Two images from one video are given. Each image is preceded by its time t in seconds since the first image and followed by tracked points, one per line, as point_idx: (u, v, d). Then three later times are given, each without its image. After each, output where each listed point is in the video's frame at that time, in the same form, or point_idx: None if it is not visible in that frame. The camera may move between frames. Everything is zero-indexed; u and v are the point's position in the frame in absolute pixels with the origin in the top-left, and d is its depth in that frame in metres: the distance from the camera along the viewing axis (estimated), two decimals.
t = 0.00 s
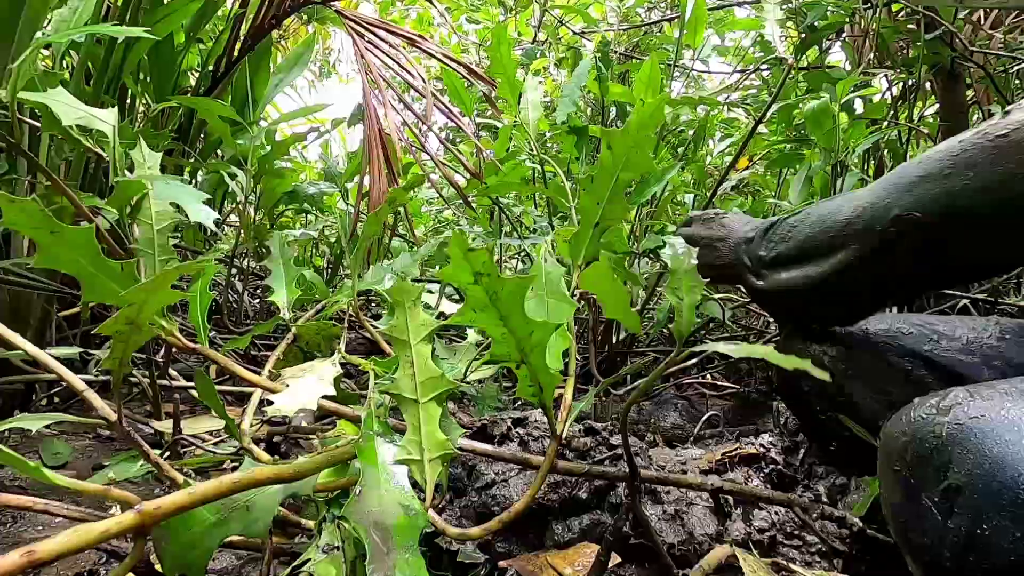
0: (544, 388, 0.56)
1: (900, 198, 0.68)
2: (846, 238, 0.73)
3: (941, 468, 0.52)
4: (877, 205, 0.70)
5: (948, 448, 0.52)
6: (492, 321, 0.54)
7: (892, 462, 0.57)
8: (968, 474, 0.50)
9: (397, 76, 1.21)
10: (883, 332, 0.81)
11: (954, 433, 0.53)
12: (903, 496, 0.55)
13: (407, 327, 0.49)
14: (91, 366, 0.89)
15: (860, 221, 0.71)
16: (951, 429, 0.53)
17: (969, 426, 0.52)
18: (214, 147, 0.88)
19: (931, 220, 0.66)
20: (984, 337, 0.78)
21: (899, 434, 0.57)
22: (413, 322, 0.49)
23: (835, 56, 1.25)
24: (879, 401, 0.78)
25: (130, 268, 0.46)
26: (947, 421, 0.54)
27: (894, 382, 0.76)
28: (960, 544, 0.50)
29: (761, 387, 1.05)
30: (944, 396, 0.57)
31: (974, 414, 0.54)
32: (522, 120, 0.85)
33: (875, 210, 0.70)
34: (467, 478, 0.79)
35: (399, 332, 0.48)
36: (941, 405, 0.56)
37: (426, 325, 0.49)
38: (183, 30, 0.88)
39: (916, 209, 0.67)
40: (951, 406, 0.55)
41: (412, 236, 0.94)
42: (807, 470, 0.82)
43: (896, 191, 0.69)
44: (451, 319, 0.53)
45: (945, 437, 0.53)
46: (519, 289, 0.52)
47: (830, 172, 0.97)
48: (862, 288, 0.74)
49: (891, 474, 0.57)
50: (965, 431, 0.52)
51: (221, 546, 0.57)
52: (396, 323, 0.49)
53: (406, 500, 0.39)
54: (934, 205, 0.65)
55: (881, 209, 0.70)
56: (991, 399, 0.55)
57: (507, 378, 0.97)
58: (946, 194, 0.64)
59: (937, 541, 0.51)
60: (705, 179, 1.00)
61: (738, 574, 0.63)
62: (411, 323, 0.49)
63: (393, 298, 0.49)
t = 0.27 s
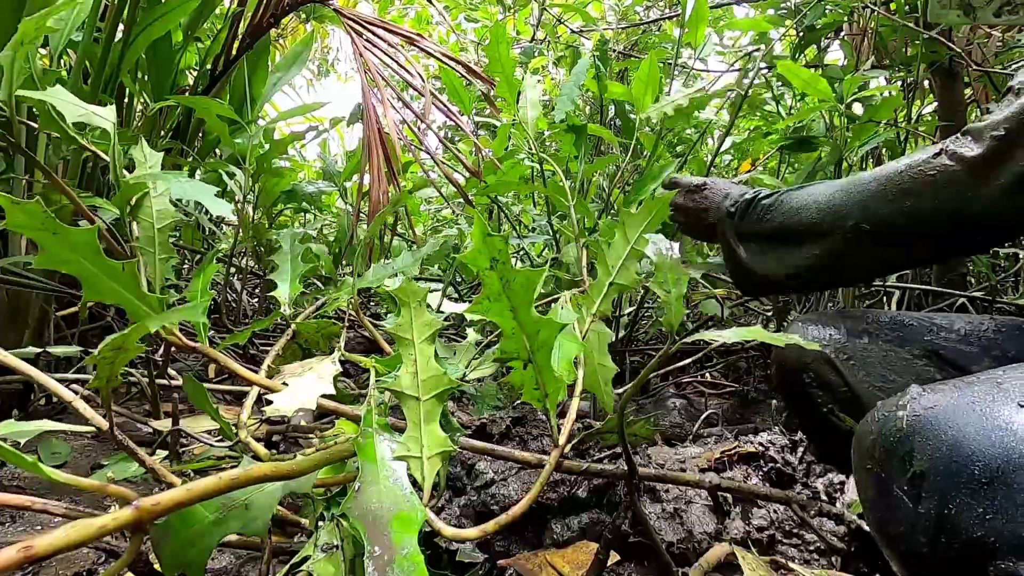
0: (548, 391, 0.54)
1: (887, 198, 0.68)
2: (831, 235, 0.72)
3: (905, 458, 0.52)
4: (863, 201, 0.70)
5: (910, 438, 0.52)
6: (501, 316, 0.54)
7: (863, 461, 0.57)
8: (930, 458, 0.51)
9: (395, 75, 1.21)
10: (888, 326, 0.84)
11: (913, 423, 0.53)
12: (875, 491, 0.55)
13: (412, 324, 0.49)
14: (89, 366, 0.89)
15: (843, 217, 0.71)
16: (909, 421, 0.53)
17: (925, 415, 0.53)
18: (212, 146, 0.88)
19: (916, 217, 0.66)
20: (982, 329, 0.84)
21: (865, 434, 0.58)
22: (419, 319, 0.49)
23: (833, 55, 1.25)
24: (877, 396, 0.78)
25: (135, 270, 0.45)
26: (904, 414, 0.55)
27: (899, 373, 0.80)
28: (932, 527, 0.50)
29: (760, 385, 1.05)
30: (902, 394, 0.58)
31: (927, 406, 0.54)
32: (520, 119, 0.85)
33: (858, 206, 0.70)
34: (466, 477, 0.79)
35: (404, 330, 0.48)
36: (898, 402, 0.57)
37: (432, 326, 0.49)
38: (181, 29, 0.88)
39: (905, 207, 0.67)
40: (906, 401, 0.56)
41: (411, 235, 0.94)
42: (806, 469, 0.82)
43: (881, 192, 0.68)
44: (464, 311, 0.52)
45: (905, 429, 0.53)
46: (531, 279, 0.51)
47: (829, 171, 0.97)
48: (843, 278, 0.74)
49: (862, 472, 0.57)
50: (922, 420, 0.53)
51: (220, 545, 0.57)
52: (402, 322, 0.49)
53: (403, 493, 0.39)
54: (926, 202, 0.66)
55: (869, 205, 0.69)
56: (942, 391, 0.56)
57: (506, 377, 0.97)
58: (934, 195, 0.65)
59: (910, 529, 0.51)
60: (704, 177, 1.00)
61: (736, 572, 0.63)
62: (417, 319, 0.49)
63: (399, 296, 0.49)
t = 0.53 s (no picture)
0: (548, 390, 0.54)
1: (897, 199, 0.67)
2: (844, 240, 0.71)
3: (896, 452, 0.52)
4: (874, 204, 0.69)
5: (901, 434, 0.52)
6: (501, 316, 0.53)
7: (857, 460, 0.57)
8: (920, 451, 0.50)
9: (395, 75, 1.21)
10: (890, 324, 0.85)
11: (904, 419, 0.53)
12: (869, 487, 0.55)
13: (413, 323, 0.49)
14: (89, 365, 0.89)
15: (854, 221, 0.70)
16: (900, 417, 0.53)
17: (914, 410, 0.53)
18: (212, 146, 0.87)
19: (928, 215, 0.66)
20: (982, 328, 0.84)
21: (858, 432, 0.58)
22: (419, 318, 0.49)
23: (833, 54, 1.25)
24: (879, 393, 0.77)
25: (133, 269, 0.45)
26: (894, 410, 0.55)
27: (901, 368, 0.79)
28: (925, 519, 0.49)
29: (759, 385, 1.05)
30: (892, 393, 0.58)
31: (915, 403, 0.54)
32: (521, 118, 0.85)
33: (867, 209, 0.69)
34: (466, 476, 0.79)
35: (404, 329, 0.48)
36: (888, 400, 0.57)
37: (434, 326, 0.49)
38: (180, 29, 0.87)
39: (915, 206, 0.66)
40: (896, 398, 0.56)
41: (411, 234, 0.94)
42: (806, 468, 0.82)
43: (890, 193, 0.68)
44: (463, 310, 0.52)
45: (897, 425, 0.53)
46: (528, 279, 0.52)
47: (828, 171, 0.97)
48: (864, 288, 0.73)
49: (856, 470, 0.57)
50: (911, 415, 0.53)
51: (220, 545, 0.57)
52: (403, 321, 0.49)
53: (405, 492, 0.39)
54: (935, 199, 0.65)
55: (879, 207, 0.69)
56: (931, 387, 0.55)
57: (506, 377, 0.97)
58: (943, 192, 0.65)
59: (904, 523, 0.51)
60: (704, 177, 1.00)
61: (736, 572, 0.63)
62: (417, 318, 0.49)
63: (399, 296, 0.50)
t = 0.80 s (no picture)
0: (548, 389, 0.54)
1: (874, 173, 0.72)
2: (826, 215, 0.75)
3: (896, 445, 0.52)
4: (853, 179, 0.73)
5: (900, 426, 0.53)
6: (499, 316, 0.53)
7: (857, 454, 0.57)
8: (919, 443, 0.51)
9: (395, 75, 1.21)
10: (890, 325, 0.85)
11: (904, 410, 0.53)
12: (868, 480, 0.55)
13: (408, 323, 0.49)
14: (88, 365, 0.89)
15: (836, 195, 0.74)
16: (899, 408, 0.54)
17: (915, 403, 0.53)
18: (212, 146, 0.88)
19: (904, 188, 0.70)
20: (984, 329, 0.84)
21: (858, 425, 0.57)
22: (415, 318, 0.49)
23: (834, 53, 1.25)
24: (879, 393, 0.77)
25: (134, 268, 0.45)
26: (894, 403, 0.55)
27: (902, 367, 0.79)
28: (924, 511, 0.50)
29: (759, 384, 1.05)
30: (892, 386, 0.58)
31: (916, 394, 0.54)
32: (521, 118, 0.85)
33: (848, 185, 0.73)
34: (466, 476, 0.79)
35: (400, 330, 0.49)
36: (889, 394, 0.57)
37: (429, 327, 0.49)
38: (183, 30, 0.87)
39: (891, 178, 0.70)
40: (895, 391, 0.56)
41: (410, 234, 0.94)
42: (806, 468, 0.82)
43: (866, 169, 0.73)
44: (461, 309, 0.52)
45: (896, 416, 0.53)
46: (528, 279, 0.52)
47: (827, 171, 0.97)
48: (850, 266, 0.76)
49: (856, 463, 0.57)
50: (911, 408, 0.53)
51: (220, 545, 0.57)
52: (398, 321, 0.49)
53: (399, 497, 0.39)
54: (911, 171, 0.69)
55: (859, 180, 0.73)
56: (931, 381, 0.56)
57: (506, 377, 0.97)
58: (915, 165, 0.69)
59: (904, 515, 0.51)
60: (705, 177, 1.00)
61: (736, 572, 0.63)
62: (412, 318, 0.49)
63: (394, 297, 0.50)
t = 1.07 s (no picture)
0: (548, 390, 0.54)
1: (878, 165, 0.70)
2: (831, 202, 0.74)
3: (897, 445, 0.53)
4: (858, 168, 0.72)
5: (902, 425, 0.53)
6: (500, 315, 0.53)
7: (858, 453, 0.57)
8: (921, 442, 0.51)
9: (395, 75, 1.21)
10: (888, 327, 0.86)
11: (906, 410, 0.54)
12: (868, 480, 0.55)
13: (409, 324, 0.49)
14: (88, 365, 0.89)
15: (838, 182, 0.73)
16: (901, 408, 0.54)
17: (917, 403, 0.54)
18: (212, 146, 0.88)
19: (909, 174, 0.68)
20: (981, 331, 0.85)
21: (859, 425, 0.58)
22: (416, 318, 0.49)
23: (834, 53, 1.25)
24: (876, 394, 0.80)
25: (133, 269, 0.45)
26: (896, 404, 0.55)
27: (901, 369, 0.82)
28: (925, 511, 0.49)
29: (759, 384, 1.05)
30: (894, 387, 0.59)
31: (917, 393, 0.55)
32: (521, 118, 0.85)
33: (850, 173, 0.72)
34: (466, 476, 0.79)
35: (401, 331, 0.49)
36: (890, 394, 0.57)
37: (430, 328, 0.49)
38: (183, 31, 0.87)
39: (894, 167, 0.69)
40: (898, 392, 0.57)
41: (410, 234, 0.94)
42: (806, 468, 0.82)
43: (871, 158, 0.71)
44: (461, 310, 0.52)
45: (898, 416, 0.54)
46: (528, 278, 0.52)
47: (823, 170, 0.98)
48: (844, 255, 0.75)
49: (856, 463, 0.57)
50: (913, 407, 0.54)
51: (219, 545, 0.57)
52: (399, 322, 0.49)
53: (399, 495, 0.39)
54: (915, 158, 0.68)
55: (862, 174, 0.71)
56: (934, 380, 0.57)
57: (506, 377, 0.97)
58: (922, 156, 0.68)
59: (903, 515, 0.51)
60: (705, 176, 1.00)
61: (736, 572, 0.63)
62: (413, 319, 0.49)
63: (395, 298, 0.50)
